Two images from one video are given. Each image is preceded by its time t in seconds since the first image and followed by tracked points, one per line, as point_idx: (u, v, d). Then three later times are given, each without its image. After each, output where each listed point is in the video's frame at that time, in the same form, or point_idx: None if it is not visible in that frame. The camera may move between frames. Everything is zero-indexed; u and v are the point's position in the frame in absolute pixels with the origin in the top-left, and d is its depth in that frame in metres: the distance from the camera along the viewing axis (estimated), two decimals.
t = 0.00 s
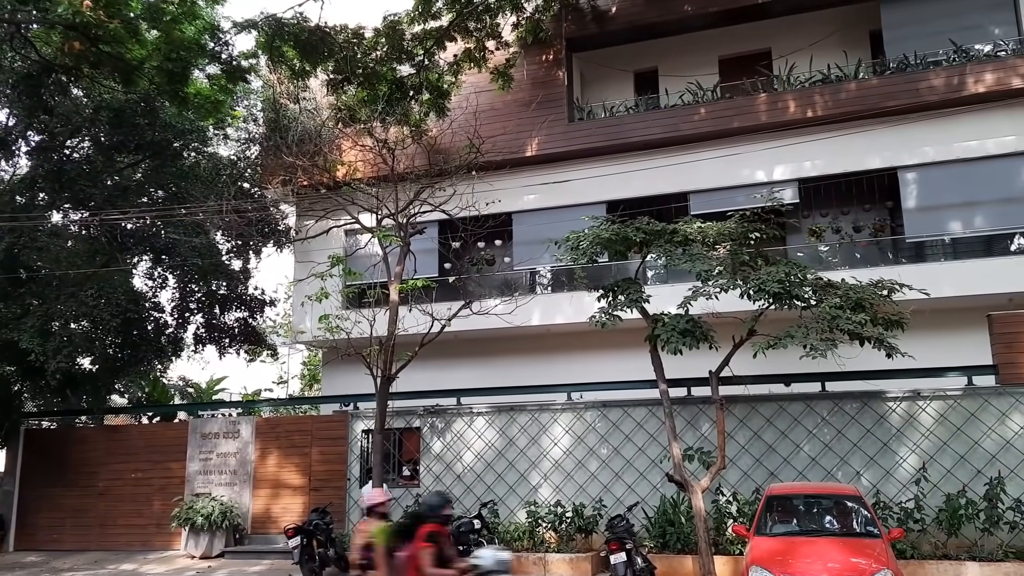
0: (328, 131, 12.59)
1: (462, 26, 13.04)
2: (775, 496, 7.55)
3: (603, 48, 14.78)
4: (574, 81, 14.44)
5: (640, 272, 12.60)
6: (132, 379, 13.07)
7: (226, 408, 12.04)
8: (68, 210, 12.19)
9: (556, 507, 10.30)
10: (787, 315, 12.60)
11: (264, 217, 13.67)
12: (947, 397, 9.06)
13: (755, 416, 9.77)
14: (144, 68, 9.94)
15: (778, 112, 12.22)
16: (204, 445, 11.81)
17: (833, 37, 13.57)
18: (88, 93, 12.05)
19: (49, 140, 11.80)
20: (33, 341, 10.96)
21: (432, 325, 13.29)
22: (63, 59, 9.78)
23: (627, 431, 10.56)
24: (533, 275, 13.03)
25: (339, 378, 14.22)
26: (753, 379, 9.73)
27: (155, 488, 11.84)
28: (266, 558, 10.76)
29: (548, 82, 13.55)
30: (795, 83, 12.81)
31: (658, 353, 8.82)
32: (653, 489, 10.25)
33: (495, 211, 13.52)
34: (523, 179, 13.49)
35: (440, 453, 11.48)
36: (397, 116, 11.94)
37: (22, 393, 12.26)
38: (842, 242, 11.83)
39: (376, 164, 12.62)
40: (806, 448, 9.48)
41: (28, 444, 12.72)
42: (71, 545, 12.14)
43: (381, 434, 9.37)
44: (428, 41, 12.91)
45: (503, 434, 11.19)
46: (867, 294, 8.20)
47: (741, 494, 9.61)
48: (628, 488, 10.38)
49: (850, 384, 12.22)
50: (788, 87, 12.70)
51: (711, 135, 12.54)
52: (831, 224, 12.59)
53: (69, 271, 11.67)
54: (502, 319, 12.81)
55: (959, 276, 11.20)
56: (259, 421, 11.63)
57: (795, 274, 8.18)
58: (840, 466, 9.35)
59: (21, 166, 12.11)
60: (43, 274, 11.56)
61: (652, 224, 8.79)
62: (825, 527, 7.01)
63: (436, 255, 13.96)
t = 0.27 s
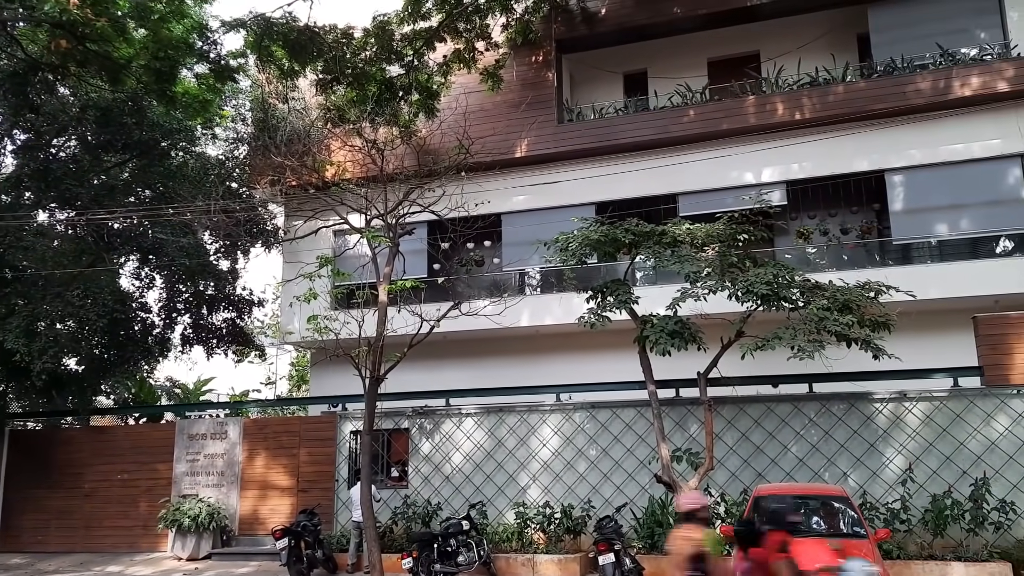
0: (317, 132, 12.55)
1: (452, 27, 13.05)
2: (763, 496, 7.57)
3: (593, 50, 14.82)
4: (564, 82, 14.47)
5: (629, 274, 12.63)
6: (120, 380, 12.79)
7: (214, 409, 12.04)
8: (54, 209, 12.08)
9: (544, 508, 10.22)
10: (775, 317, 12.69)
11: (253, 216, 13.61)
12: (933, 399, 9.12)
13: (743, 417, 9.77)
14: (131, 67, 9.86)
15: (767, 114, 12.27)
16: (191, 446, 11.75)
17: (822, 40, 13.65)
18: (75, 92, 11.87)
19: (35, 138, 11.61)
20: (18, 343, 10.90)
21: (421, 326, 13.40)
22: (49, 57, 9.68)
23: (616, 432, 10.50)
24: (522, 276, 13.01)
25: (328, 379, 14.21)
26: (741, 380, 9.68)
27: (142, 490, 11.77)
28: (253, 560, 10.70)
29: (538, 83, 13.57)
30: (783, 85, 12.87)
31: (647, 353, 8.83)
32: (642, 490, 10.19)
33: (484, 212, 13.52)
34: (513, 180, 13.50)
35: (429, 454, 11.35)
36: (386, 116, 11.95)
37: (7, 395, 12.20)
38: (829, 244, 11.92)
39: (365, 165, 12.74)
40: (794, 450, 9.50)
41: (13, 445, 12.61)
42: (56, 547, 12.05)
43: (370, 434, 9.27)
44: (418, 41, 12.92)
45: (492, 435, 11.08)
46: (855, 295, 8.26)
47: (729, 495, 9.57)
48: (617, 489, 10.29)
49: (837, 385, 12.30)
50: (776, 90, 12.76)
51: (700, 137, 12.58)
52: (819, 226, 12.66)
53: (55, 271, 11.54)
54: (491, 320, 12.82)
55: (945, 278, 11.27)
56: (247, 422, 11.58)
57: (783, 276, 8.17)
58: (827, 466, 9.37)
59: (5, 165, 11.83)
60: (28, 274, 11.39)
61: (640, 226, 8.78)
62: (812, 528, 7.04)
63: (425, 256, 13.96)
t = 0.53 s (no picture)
0: (310, 132, 12.53)
1: (445, 27, 13.08)
2: (756, 497, 7.57)
3: (586, 51, 14.84)
4: (557, 83, 14.50)
5: (622, 275, 12.65)
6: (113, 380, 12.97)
7: (206, 411, 12.13)
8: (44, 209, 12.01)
9: (537, 509, 10.20)
10: (767, 318, 12.78)
11: (245, 218, 13.74)
12: (924, 399, 9.15)
13: (736, 418, 9.78)
14: (123, 67, 9.81)
15: (760, 116, 12.30)
16: (183, 447, 11.69)
17: (814, 42, 13.70)
18: (66, 91, 11.85)
19: (26, 138, 11.51)
20: (8, 343, 10.81)
21: (414, 327, 13.42)
22: (41, 56, 9.62)
23: (609, 433, 10.47)
24: (515, 277, 13.09)
25: (322, 379, 14.23)
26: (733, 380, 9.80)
27: (133, 491, 11.71)
28: (245, 561, 10.65)
29: (531, 84, 13.59)
30: (776, 87, 12.92)
31: (640, 354, 8.80)
32: (635, 491, 10.16)
33: (477, 212, 13.53)
34: (506, 181, 13.52)
35: (422, 455, 11.31)
36: (378, 118, 11.88)
37: None
38: (821, 246, 11.97)
39: (358, 165, 12.82)
40: (786, 450, 9.53)
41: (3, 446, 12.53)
42: (47, 548, 11.99)
43: (361, 434, 9.20)
44: (411, 42, 12.94)
45: (485, 436, 11.05)
46: (846, 297, 8.25)
47: (722, 495, 9.58)
48: (610, 490, 10.28)
49: (829, 387, 12.40)
50: (769, 91, 12.80)
51: (693, 139, 12.61)
52: (811, 227, 12.72)
53: (46, 272, 11.51)
54: (484, 321, 12.82)
55: (937, 279, 11.31)
56: (240, 423, 11.56)
57: (775, 277, 8.17)
58: (819, 467, 9.40)
59: None
60: (19, 274, 11.27)
61: (633, 227, 8.76)
62: (804, 528, 7.05)
63: (418, 256, 13.98)
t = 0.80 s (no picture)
0: (305, 133, 12.52)
1: (441, 29, 13.09)
2: (751, 498, 7.58)
3: (581, 53, 14.87)
4: (553, 85, 14.52)
5: (617, 276, 12.66)
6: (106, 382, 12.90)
7: (201, 412, 12.05)
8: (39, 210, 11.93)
9: (533, 511, 10.18)
10: (763, 319, 12.85)
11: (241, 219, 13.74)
12: (919, 400, 9.17)
13: (731, 418, 9.79)
14: (118, 68, 9.78)
15: (755, 117, 12.34)
16: (177, 449, 11.67)
17: (809, 44, 13.76)
18: (61, 93, 11.74)
19: (20, 139, 11.43)
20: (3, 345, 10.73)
21: (410, 328, 13.30)
22: (35, 57, 9.59)
23: (604, 434, 10.47)
24: (511, 279, 13.07)
25: (319, 380, 14.26)
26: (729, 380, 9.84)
27: (128, 493, 11.68)
28: (240, 563, 10.61)
29: (527, 86, 13.61)
30: (771, 89, 12.96)
31: (635, 356, 8.77)
32: (630, 492, 10.16)
33: (473, 213, 13.54)
34: (501, 182, 13.53)
35: (417, 456, 11.28)
36: (374, 119, 11.75)
37: None
38: (816, 247, 12.01)
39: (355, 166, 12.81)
40: (781, 451, 9.53)
41: None
42: (41, 550, 11.95)
43: (358, 437, 9.24)
44: (406, 43, 12.95)
45: (480, 437, 11.05)
46: (842, 298, 8.28)
47: (717, 496, 9.59)
48: (605, 491, 10.27)
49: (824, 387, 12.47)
50: (764, 93, 12.85)
51: (688, 140, 12.64)
52: (806, 229, 12.77)
53: (41, 272, 11.41)
54: (480, 322, 12.82)
55: (931, 281, 11.35)
56: (235, 424, 11.54)
57: (771, 278, 8.19)
58: (814, 468, 9.41)
59: None
60: (12, 275, 11.19)
61: (628, 228, 8.77)
62: (799, 529, 7.06)
63: (414, 258, 13.98)
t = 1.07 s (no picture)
0: (301, 134, 12.51)
1: (437, 30, 13.09)
2: (746, 499, 7.59)
3: (577, 54, 14.88)
4: (548, 86, 14.54)
5: (613, 277, 12.68)
6: (101, 384, 13.14)
7: (196, 414, 12.01)
8: (33, 211, 11.92)
9: (528, 512, 10.18)
10: (758, 321, 12.89)
11: (234, 220, 13.56)
12: (914, 401, 9.19)
13: (727, 420, 9.79)
14: (113, 68, 9.74)
15: (750, 119, 12.36)
16: (172, 450, 11.64)
17: (804, 46, 13.79)
18: (56, 94, 11.78)
19: (15, 140, 11.46)
20: None
21: (405, 330, 13.25)
22: (29, 58, 9.55)
23: (600, 435, 10.46)
24: (507, 280, 13.13)
25: (315, 382, 14.27)
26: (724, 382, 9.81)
27: (122, 495, 11.65)
28: (235, 565, 10.57)
29: (522, 87, 13.62)
30: (766, 91, 12.99)
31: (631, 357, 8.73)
32: (626, 493, 10.15)
33: (469, 215, 13.54)
34: (497, 183, 13.54)
35: (413, 458, 11.25)
36: (369, 120, 11.96)
37: None
38: (811, 248, 12.04)
39: (349, 166, 12.52)
40: (777, 452, 9.54)
41: None
42: (35, 553, 11.91)
43: (353, 438, 9.23)
44: (402, 45, 12.93)
45: (476, 438, 11.04)
46: (837, 299, 8.27)
47: (713, 497, 9.59)
48: (601, 493, 10.27)
49: (820, 388, 12.53)
50: (759, 95, 12.88)
51: (684, 142, 12.66)
52: (801, 230, 12.81)
53: (35, 274, 11.37)
54: (476, 324, 12.79)
55: (926, 282, 11.38)
56: (230, 426, 11.50)
57: (766, 280, 8.19)
58: (810, 469, 9.42)
59: None
60: (5, 276, 11.14)
61: (624, 230, 8.79)
62: (795, 530, 7.07)
63: (409, 259, 13.98)
